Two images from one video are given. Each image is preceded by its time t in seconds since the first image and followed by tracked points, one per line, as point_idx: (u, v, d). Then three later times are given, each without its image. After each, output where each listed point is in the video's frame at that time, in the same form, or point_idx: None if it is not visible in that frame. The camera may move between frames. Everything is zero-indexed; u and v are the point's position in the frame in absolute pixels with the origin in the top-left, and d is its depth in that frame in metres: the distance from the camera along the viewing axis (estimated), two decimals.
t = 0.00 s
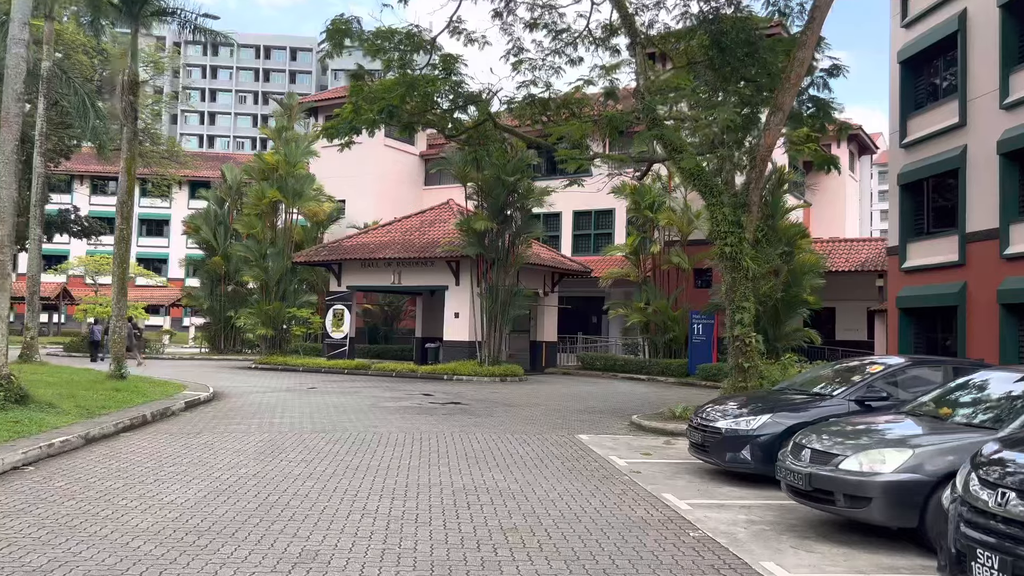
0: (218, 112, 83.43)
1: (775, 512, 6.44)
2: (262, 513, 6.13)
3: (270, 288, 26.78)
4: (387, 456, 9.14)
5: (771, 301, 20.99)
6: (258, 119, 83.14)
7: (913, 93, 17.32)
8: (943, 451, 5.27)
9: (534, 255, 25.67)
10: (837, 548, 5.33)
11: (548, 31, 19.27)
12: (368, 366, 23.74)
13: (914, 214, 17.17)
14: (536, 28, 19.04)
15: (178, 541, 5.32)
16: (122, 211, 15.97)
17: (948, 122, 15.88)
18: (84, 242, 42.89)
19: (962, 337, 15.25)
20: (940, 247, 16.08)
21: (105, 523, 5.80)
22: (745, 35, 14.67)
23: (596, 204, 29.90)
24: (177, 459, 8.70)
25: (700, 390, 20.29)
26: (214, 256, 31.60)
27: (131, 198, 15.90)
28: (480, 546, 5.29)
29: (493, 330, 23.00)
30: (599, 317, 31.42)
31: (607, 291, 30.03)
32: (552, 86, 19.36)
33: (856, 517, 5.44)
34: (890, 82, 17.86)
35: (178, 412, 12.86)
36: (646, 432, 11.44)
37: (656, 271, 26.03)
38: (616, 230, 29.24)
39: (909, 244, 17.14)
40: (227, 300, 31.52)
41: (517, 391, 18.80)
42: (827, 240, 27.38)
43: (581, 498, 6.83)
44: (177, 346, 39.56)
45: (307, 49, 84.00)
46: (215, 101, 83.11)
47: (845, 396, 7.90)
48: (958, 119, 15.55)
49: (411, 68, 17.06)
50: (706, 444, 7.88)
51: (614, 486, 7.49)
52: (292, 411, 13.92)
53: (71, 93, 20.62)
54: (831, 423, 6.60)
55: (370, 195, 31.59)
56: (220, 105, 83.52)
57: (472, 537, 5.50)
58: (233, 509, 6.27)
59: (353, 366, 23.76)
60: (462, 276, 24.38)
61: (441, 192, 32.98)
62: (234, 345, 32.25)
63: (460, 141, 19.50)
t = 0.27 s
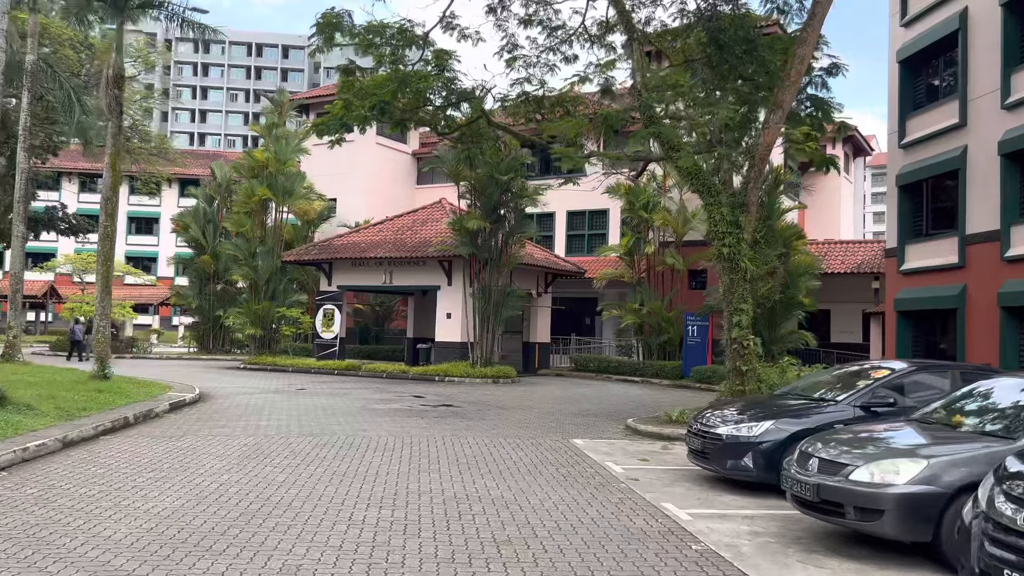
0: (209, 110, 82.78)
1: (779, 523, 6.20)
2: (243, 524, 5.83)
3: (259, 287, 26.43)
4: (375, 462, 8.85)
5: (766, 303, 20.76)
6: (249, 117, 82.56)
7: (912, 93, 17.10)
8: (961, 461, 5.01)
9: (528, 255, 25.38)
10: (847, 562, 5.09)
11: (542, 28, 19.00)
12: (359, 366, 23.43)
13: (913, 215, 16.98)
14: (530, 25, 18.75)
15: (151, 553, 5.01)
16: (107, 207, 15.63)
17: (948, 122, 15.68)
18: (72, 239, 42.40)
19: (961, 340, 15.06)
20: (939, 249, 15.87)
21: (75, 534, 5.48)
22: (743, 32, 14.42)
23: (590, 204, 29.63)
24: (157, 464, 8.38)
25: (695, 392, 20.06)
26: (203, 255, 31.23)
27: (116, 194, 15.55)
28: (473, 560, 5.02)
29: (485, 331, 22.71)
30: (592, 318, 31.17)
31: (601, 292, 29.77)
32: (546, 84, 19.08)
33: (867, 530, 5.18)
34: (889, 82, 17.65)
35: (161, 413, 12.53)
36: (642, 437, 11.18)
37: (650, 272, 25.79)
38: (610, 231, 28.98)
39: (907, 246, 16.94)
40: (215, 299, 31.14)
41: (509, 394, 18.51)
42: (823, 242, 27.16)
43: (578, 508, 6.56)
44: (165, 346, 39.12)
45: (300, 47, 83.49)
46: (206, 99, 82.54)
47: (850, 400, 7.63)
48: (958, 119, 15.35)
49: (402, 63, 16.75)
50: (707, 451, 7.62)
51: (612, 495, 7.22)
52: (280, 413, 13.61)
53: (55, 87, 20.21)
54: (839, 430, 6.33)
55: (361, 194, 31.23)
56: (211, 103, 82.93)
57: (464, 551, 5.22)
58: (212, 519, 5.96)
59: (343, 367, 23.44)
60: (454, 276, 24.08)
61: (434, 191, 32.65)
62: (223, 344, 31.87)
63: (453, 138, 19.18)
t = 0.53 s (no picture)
0: (200, 108, 82.14)
1: (783, 530, 5.96)
2: (223, 531, 5.54)
3: (248, 286, 26.10)
4: (364, 465, 8.58)
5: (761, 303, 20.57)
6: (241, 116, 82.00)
7: (909, 91, 16.93)
8: (978, 467, 4.79)
9: (520, 254, 25.12)
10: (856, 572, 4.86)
11: (536, 24, 18.73)
12: (349, 366, 23.13)
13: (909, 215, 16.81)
14: (524, 21, 18.50)
15: (123, 563, 4.72)
16: (90, 203, 15.30)
17: (946, 121, 15.52)
18: (59, 237, 41.91)
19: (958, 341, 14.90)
20: (937, 249, 15.71)
21: (42, 542, 5.18)
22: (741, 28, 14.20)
23: (583, 204, 29.40)
24: (137, 467, 8.08)
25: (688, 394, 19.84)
26: (191, 253, 30.87)
27: (100, 189, 15.22)
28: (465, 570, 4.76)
29: (477, 330, 22.44)
30: (585, 318, 30.94)
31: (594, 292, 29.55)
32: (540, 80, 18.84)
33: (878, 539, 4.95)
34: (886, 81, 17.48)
35: (144, 414, 12.21)
36: (637, 439, 10.95)
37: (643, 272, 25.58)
38: (603, 231, 28.76)
39: (904, 246, 16.78)
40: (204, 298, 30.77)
41: (500, 394, 18.26)
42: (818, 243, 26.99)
43: (573, 514, 6.33)
44: (153, 345, 38.69)
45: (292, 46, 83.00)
46: (197, 97, 81.93)
47: (854, 403, 7.39)
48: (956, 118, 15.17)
49: (394, 59, 16.48)
50: (706, 455, 7.38)
51: (608, 499, 6.99)
52: (267, 414, 13.32)
53: (40, 81, 19.83)
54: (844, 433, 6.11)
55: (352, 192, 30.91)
56: (202, 101, 82.34)
57: (455, 560, 4.96)
58: (190, 526, 5.67)
59: (332, 367, 23.13)
60: (446, 275, 23.79)
61: (425, 190, 32.35)
62: (212, 343, 31.50)
63: (445, 135, 18.89)
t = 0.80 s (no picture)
0: (188, 109, 81.42)
1: (788, 546, 5.68)
2: (196, 548, 5.19)
3: (234, 288, 25.68)
4: (348, 475, 8.24)
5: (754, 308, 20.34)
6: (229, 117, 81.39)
7: (906, 94, 16.76)
8: (1000, 482, 4.53)
9: (511, 257, 24.82)
10: None
11: (528, 24, 18.47)
12: (336, 370, 22.75)
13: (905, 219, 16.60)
14: (516, 20, 18.22)
15: None
16: (70, 202, 14.89)
17: (943, 123, 15.33)
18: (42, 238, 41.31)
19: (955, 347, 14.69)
20: (933, 253, 15.51)
21: None
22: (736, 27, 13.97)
23: (575, 206, 29.13)
24: (109, 477, 7.71)
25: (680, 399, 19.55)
26: (176, 254, 30.42)
27: (80, 188, 14.83)
28: None
29: (466, 334, 22.11)
30: (576, 322, 30.67)
31: (585, 296, 29.28)
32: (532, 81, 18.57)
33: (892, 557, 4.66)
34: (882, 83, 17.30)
35: (122, 420, 11.82)
36: (631, 447, 10.66)
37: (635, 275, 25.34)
38: (594, 234, 28.51)
39: (900, 250, 16.57)
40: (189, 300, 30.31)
41: (490, 399, 17.94)
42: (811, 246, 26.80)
43: (567, 528, 6.02)
44: (137, 348, 38.14)
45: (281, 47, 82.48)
46: (185, 98, 81.28)
47: (859, 411, 7.09)
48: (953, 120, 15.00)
49: (383, 57, 16.15)
50: (705, 465, 7.08)
51: (604, 512, 6.69)
52: (250, 419, 12.94)
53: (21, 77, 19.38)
54: (851, 443, 5.84)
55: (341, 193, 30.55)
56: (190, 101, 81.67)
57: None
58: (160, 543, 5.31)
59: (319, 371, 22.74)
60: (435, 278, 23.45)
61: (415, 192, 32.02)
62: (197, 346, 31.03)
63: (435, 135, 18.56)
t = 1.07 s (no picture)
0: (178, 110, 80.79)
1: (796, 561, 5.41)
2: (169, 565, 4.91)
3: (222, 290, 25.31)
4: (334, 483, 7.93)
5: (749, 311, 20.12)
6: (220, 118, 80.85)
7: (902, 96, 16.59)
8: None
9: (504, 259, 24.54)
10: None
11: (521, 23, 18.22)
12: (326, 373, 22.42)
13: (902, 221, 16.41)
14: (509, 18, 17.99)
15: None
16: (52, 201, 14.54)
17: (941, 124, 15.16)
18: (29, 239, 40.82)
19: (954, 351, 14.51)
20: (931, 256, 15.33)
21: None
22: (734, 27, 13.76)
23: (567, 209, 28.89)
24: (84, 487, 7.38)
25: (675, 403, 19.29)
26: (164, 256, 30.05)
27: (63, 187, 14.49)
28: None
29: (458, 337, 21.81)
30: (568, 325, 30.43)
31: (578, 298, 29.05)
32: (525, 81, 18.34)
33: None
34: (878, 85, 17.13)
35: (102, 424, 11.48)
36: (628, 452, 10.40)
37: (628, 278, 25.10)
38: (587, 236, 28.29)
39: (896, 253, 16.38)
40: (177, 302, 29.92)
41: (482, 403, 17.65)
42: (806, 250, 26.61)
43: (563, 542, 5.74)
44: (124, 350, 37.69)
45: (273, 48, 82.05)
46: (175, 99, 80.71)
47: (866, 418, 6.83)
48: (951, 122, 14.84)
49: (374, 56, 15.89)
50: (707, 475, 6.82)
51: (601, 524, 6.41)
52: (235, 424, 12.60)
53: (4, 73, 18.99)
54: (861, 452, 5.58)
55: (331, 194, 30.23)
56: (180, 102, 81.16)
57: None
58: (132, 559, 5.02)
59: (308, 375, 22.40)
60: (427, 280, 23.13)
61: (407, 193, 31.72)
62: (185, 349, 30.63)
63: (427, 135, 18.27)
